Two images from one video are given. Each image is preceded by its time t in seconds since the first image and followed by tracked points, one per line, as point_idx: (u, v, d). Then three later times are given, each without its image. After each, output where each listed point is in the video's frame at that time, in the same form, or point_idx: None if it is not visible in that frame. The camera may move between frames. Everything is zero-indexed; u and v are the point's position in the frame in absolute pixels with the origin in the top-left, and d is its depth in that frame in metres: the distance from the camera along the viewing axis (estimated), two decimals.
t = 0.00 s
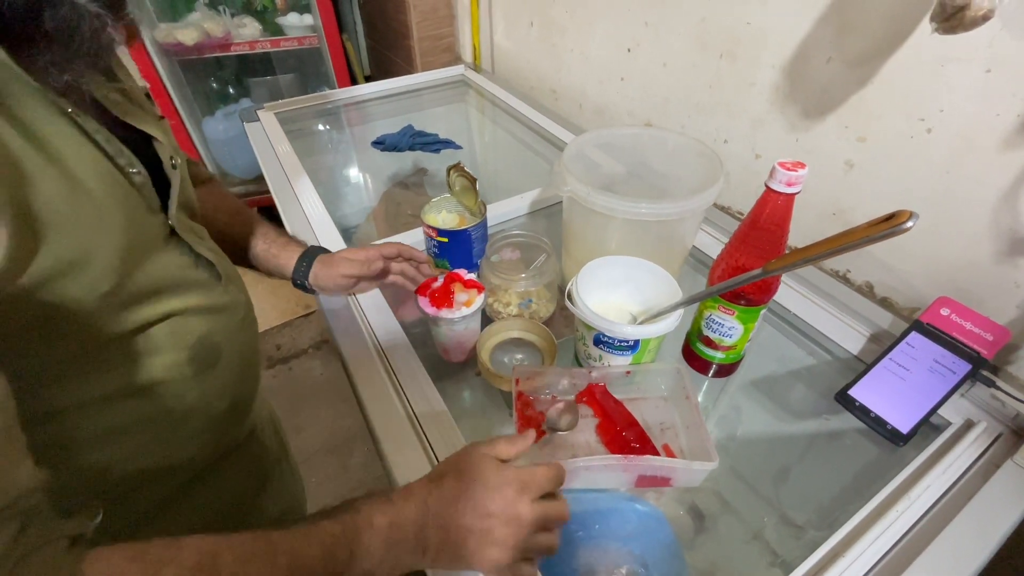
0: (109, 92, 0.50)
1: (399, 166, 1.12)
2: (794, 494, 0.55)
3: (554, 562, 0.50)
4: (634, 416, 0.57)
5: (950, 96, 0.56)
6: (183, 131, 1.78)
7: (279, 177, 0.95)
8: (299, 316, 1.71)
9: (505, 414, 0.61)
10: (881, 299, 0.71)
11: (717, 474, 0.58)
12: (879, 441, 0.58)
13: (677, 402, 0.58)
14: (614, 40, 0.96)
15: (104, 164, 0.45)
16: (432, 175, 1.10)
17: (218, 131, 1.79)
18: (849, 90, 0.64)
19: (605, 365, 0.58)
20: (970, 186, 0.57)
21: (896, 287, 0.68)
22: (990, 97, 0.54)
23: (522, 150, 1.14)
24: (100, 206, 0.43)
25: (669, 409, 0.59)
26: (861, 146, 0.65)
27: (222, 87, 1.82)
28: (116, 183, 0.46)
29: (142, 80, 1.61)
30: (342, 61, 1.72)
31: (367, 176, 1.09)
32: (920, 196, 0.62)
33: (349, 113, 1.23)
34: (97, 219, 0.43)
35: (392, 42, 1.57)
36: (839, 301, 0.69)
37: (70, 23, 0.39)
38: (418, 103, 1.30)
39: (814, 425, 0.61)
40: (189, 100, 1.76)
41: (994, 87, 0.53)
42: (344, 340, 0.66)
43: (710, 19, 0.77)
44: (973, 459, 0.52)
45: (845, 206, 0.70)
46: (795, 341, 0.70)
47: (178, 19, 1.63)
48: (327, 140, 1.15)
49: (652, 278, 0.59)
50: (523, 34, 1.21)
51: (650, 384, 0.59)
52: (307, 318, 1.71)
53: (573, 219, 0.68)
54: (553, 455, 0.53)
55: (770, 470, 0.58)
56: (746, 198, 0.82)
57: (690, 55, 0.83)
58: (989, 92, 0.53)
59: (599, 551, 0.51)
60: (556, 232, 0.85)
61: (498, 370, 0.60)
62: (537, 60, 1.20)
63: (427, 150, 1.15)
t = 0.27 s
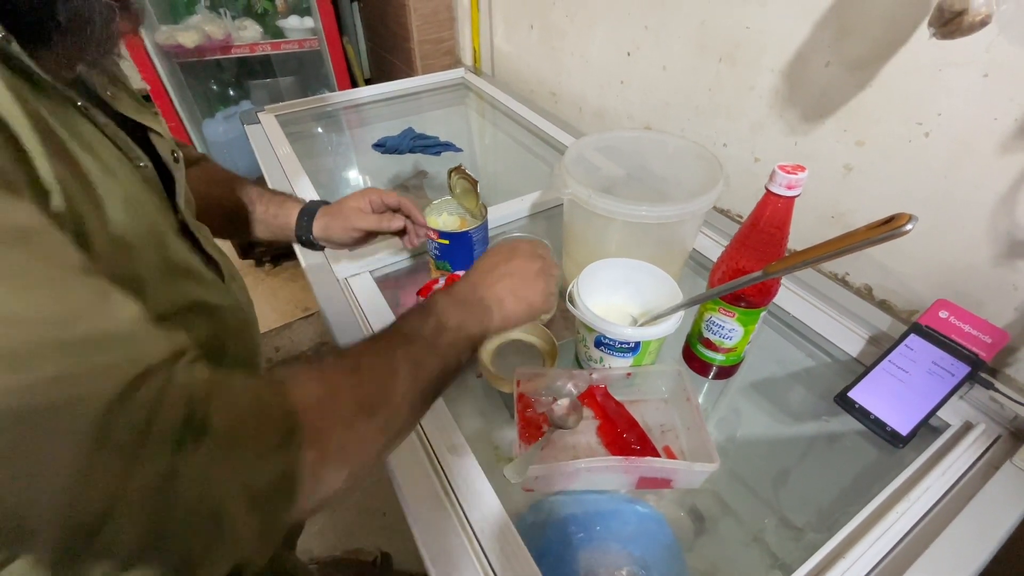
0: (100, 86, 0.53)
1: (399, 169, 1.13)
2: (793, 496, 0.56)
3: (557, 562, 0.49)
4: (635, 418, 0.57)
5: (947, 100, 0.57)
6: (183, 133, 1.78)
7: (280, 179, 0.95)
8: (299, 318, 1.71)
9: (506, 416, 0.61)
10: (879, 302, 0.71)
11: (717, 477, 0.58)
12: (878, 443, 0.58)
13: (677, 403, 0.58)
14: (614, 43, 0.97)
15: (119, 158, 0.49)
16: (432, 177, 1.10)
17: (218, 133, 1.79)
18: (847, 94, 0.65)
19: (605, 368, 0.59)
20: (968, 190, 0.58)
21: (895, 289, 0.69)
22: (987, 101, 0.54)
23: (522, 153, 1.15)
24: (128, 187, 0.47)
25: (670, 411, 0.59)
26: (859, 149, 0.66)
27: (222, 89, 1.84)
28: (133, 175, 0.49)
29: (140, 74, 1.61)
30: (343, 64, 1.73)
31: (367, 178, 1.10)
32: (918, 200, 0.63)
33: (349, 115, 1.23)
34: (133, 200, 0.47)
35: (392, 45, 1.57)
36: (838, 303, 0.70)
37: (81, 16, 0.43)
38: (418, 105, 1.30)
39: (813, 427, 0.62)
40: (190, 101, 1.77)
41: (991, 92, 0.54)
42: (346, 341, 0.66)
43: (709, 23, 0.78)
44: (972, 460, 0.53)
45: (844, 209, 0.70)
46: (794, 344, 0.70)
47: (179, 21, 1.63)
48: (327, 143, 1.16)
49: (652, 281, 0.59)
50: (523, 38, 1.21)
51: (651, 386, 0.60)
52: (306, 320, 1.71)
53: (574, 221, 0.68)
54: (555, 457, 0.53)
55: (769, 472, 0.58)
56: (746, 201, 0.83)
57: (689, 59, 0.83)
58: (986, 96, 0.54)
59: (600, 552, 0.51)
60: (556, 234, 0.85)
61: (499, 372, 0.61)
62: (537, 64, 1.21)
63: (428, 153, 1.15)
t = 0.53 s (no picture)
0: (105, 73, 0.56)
1: (402, 173, 1.13)
2: (796, 499, 0.56)
3: (564, 562, 0.50)
4: (641, 420, 0.57)
5: (947, 105, 0.57)
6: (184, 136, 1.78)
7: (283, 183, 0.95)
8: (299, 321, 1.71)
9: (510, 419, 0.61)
10: (881, 305, 0.72)
11: (720, 480, 0.58)
12: (881, 445, 0.59)
13: (682, 406, 0.59)
14: (615, 48, 0.98)
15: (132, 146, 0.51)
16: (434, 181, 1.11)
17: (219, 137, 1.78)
18: (848, 99, 0.65)
19: (611, 370, 0.59)
20: (968, 194, 0.58)
21: (896, 293, 0.69)
22: (986, 106, 0.55)
23: (523, 157, 1.15)
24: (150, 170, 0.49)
25: (675, 412, 0.59)
26: (860, 154, 0.66)
27: (223, 92, 1.84)
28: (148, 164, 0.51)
29: (137, 72, 1.60)
30: (344, 69, 1.73)
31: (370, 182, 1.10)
32: (919, 204, 0.63)
33: (351, 120, 1.24)
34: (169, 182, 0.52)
35: (394, 50, 1.58)
36: (841, 307, 0.70)
37: None
38: (420, 110, 1.31)
39: (815, 430, 0.62)
40: (191, 105, 1.77)
41: (990, 98, 0.54)
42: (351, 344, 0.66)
43: (711, 29, 0.79)
44: (975, 462, 0.53)
45: (845, 213, 0.71)
46: (797, 346, 0.71)
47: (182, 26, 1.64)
48: (329, 146, 1.16)
49: (657, 283, 0.59)
50: (524, 43, 1.22)
51: (656, 388, 0.60)
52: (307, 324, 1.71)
53: (578, 225, 0.68)
54: (562, 459, 0.53)
55: (772, 475, 0.59)
56: (747, 205, 0.83)
57: (691, 64, 0.84)
58: (985, 102, 0.55)
59: (606, 553, 0.50)
60: (559, 238, 0.86)
61: (506, 374, 0.61)
62: (539, 69, 1.21)
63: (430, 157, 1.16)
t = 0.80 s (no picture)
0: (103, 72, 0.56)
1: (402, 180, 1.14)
2: (795, 506, 0.56)
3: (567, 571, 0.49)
4: (643, 428, 0.58)
5: (942, 116, 0.58)
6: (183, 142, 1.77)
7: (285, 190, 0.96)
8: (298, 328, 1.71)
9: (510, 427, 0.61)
10: (879, 313, 0.72)
11: (720, 487, 0.58)
12: (880, 452, 0.59)
13: (684, 413, 0.59)
14: (614, 58, 0.99)
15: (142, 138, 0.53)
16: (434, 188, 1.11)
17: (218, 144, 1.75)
18: (845, 109, 0.66)
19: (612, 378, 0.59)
20: (964, 203, 0.59)
21: (894, 301, 0.70)
22: (981, 117, 0.56)
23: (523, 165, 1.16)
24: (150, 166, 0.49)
25: (676, 420, 0.59)
26: (857, 163, 0.67)
27: (223, 100, 1.82)
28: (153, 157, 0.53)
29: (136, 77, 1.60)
30: (344, 76, 1.74)
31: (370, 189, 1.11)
32: (915, 213, 0.64)
33: (350, 128, 1.24)
34: (159, 170, 0.51)
35: (393, 58, 1.59)
36: (839, 314, 0.71)
37: None
38: (419, 118, 1.31)
39: (814, 437, 0.62)
40: (190, 111, 1.77)
41: (984, 109, 0.55)
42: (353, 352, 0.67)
43: (709, 39, 0.80)
44: (973, 468, 0.54)
45: (843, 221, 0.71)
46: (796, 354, 0.71)
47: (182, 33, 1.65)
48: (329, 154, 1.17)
49: (658, 291, 0.60)
50: (524, 52, 1.23)
51: (657, 396, 0.60)
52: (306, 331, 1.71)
53: (579, 233, 0.69)
54: (564, 467, 0.53)
55: (771, 483, 0.59)
56: (746, 213, 0.84)
57: (689, 74, 0.85)
58: (980, 113, 0.55)
59: (608, 561, 0.50)
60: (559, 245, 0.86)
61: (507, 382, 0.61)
62: (538, 77, 1.22)
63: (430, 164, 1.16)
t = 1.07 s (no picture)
0: (71, 71, 0.59)
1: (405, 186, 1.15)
2: (796, 510, 0.57)
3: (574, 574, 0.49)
4: (648, 431, 0.58)
5: (938, 126, 0.60)
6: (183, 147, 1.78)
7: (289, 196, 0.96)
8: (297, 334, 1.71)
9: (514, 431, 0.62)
10: (877, 318, 0.73)
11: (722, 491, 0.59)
12: (879, 455, 0.60)
13: (688, 417, 0.60)
14: (614, 67, 1.00)
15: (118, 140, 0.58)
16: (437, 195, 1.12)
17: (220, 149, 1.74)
18: (842, 118, 0.67)
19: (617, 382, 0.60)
20: (960, 211, 0.61)
21: (892, 307, 0.71)
22: (976, 127, 0.57)
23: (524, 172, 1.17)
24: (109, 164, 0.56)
25: (680, 423, 0.60)
26: (854, 171, 0.68)
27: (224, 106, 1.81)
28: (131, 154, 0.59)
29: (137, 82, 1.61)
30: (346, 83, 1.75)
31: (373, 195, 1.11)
32: (913, 221, 0.65)
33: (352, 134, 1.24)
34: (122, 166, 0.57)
35: (395, 65, 1.60)
36: (839, 319, 0.72)
37: None
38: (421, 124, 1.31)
39: (814, 440, 0.63)
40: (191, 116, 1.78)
41: (979, 119, 0.57)
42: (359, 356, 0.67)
43: (709, 49, 0.81)
44: (972, 471, 0.55)
45: (842, 228, 0.73)
46: (797, 358, 0.72)
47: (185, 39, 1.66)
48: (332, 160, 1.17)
49: (661, 296, 0.61)
50: (525, 60, 1.24)
51: (661, 400, 0.61)
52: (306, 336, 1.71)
53: (584, 238, 0.70)
54: (570, 470, 0.54)
55: (772, 487, 0.60)
56: (746, 220, 0.85)
57: (689, 83, 0.86)
58: (975, 123, 0.57)
59: (614, 564, 0.51)
60: (562, 251, 0.87)
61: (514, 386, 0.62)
62: (538, 85, 1.24)
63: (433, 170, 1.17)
